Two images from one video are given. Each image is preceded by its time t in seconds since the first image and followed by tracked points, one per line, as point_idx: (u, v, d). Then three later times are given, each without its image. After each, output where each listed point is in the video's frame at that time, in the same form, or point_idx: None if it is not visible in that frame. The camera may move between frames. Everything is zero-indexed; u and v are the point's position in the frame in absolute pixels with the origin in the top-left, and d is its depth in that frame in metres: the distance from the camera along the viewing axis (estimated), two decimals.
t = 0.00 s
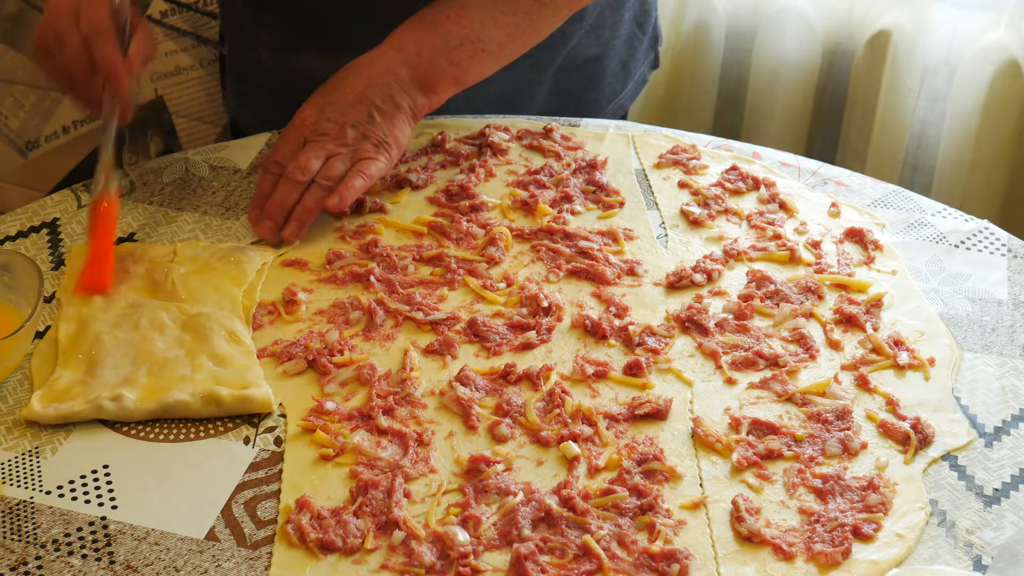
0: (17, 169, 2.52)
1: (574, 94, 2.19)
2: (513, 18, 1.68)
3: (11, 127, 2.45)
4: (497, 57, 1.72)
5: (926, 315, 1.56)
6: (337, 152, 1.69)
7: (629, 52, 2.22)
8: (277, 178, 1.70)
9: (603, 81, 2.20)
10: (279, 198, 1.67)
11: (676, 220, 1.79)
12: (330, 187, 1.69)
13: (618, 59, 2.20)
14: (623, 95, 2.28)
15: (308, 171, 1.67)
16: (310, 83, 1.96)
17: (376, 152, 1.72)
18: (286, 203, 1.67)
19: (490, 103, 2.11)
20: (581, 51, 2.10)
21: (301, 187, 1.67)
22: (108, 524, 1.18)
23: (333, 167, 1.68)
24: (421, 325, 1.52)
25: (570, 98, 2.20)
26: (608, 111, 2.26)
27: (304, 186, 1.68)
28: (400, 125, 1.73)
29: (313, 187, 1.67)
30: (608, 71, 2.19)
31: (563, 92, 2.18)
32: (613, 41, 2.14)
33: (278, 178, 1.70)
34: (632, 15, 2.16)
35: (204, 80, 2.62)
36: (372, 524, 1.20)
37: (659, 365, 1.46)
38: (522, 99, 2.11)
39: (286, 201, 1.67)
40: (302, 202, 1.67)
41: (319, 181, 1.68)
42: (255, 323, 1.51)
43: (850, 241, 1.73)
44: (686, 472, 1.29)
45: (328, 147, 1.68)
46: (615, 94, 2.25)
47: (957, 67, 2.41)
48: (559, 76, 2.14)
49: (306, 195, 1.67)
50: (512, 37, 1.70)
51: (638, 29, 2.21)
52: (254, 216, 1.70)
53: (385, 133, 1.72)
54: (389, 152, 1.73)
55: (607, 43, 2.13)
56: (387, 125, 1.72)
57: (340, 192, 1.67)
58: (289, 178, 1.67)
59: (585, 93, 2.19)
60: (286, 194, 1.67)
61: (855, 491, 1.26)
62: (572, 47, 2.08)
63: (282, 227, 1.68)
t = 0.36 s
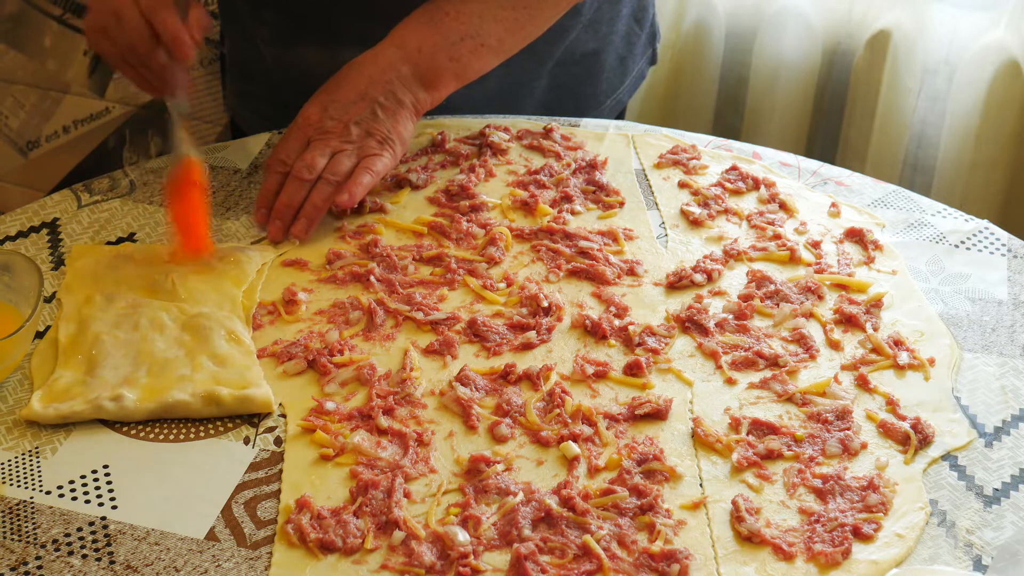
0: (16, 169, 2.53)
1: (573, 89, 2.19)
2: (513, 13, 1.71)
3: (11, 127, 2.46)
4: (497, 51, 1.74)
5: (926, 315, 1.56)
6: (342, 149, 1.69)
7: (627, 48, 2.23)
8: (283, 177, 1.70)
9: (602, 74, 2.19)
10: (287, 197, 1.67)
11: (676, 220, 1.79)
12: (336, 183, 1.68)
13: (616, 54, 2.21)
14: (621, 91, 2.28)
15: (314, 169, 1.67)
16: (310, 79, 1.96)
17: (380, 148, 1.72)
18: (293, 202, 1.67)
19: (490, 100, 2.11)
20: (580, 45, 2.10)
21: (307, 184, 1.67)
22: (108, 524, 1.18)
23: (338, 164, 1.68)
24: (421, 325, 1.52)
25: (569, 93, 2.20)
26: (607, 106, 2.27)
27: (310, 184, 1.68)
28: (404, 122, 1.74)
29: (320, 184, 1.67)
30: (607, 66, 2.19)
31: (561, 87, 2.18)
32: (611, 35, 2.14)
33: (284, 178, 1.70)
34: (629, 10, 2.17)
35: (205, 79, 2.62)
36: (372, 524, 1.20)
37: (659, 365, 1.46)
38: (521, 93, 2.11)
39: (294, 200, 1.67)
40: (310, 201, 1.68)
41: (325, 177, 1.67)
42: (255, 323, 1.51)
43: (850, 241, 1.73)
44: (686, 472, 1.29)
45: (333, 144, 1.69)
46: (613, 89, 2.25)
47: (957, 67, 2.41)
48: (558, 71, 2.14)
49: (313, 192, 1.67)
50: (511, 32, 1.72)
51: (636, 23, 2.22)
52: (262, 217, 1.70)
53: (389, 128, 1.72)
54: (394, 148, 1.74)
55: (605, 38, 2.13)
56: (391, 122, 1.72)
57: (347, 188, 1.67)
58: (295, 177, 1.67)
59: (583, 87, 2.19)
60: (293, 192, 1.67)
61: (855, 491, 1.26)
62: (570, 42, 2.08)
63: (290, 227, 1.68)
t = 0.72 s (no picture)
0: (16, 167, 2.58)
1: (571, 86, 2.19)
2: (514, 8, 1.71)
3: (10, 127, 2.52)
4: (499, 47, 1.75)
5: (926, 315, 1.56)
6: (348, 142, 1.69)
7: (625, 45, 2.23)
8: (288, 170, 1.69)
9: (600, 74, 2.20)
10: (293, 189, 1.66)
11: (676, 220, 1.79)
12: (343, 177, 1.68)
13: (615, 52, 2.21)
14: (618, 88, 2.28)
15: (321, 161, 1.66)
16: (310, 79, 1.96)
17: (384, 143, 1.72)
18: (299, 194, 1.66)
19: (490, 100, 2.11)
20: (578, 44, 2.10)
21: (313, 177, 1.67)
22: (108, 524, 1.18)
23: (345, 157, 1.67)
24: (421, 325, 1.52)
25: (567, 90, 2.20)
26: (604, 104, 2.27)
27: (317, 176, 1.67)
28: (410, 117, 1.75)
29: (326, 177, 1.66)
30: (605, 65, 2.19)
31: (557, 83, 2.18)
32: (609, 34, 2.14)
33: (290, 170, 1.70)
34: (627, 8, 2.17)
35: (205, 80, 2.62)
36: (372, 524, 1.20)
37: (659, 365, 1.46)
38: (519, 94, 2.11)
39: (300, 192, 1.67)
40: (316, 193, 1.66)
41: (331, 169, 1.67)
42: (255, 323, 1.51)
43: (850, 240, 1.73)
44: (685, 472, 1.29)
45: (339, 137, 1.69)
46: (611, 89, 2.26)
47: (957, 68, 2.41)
48: (556, 69, 2.14)
49: (319, 185, 1.66)
50: (514, 26, 1.72)
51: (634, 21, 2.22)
52: (266, 208, 1.70)
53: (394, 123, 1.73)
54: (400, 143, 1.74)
55: (603, 36, 2.13)
56: (397, 116, 1.73)
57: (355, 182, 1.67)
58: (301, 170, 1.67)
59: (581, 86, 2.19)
60: (300, 184, 1.66)
61: (855, 491, 1.26)
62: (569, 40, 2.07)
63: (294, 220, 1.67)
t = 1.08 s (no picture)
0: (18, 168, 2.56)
1: (569, 90, 2.20)
2: (518, 3, 1.69)
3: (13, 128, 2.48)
4: (504, 41, 1.74)
5: (926, 315, 1.56)
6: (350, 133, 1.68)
7: (622, 47, 2.22)
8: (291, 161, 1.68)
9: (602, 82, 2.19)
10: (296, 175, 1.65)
11: (676, 220, 1.79)
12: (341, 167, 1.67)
13: (611, 55, 2.21)
14: (615, 91, 2.29)
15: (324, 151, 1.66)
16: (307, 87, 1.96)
17: (387, 137, 1.71)
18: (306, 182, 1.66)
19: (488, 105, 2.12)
20: (575, 49, 2.10)
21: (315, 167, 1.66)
22: (108, 524, 1.18)
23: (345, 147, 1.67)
24: (421, 325, 1.52)
25: (564, 94, 2.21)
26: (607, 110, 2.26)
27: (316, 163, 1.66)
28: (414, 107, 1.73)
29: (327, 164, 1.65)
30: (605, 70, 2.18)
31: (555, 87, 2.18)
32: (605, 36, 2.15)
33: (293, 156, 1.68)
34: (623, 11, 2.16)
35: (204, 80, 2.63)
36: (372, 524, 1.20)
37: (659, 365, 1.46)
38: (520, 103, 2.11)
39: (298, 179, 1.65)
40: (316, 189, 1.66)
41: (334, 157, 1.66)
42: (255, 323, 1.51)
43: (850, 240, 1.73)
44: (685, 472, 1.29)
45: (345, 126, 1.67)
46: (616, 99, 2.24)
47: (957, 68, 2.41)
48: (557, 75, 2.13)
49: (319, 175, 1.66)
50: (519, 20, 1.71)
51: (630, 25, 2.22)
52: (266, 196, 1.70)
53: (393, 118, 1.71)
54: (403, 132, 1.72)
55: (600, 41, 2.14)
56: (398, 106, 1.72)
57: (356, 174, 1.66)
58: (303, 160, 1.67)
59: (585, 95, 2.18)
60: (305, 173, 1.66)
61: (855, 491, 1.26)
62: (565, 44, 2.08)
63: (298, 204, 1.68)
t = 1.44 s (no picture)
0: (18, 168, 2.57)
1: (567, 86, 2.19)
2: None
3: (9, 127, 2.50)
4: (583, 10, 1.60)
5: (926, 315, 1.56)
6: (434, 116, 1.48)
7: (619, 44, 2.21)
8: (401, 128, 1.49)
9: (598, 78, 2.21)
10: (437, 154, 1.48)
11: (676, 220, 1.79)
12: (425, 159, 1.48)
13: (609, 52, 2.20)
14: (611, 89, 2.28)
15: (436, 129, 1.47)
16: (305, 91, 1.94)
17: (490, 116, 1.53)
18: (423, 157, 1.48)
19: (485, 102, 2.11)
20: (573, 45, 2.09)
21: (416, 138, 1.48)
22: (108, 524, 1.18)
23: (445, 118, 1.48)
24: (421, 325, 1.52)
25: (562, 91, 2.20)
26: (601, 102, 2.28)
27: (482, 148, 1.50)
28: (509, 78, 1.53)
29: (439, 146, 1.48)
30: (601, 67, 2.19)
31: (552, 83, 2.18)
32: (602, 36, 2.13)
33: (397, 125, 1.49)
34: (621, 8, 2.15)
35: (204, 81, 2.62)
36: (372, 524, 1.19)
37: (659, 365, 1.46)
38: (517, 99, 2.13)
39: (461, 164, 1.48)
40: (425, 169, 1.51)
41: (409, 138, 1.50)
42: (255, 323, 1.51)
43: (850, 241, 1.73)
44: (686, 472, 1.29)
45: (459, 100, 1.48)
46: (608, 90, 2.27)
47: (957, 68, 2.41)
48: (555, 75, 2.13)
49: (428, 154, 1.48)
50: None
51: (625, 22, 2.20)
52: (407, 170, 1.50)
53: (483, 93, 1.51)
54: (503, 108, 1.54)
55: (597, 40, 2.13)
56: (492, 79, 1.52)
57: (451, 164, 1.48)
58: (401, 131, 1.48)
59: (581, 93, 2.21)
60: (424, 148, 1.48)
61: (855, 491, 1.26)
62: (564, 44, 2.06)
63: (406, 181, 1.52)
